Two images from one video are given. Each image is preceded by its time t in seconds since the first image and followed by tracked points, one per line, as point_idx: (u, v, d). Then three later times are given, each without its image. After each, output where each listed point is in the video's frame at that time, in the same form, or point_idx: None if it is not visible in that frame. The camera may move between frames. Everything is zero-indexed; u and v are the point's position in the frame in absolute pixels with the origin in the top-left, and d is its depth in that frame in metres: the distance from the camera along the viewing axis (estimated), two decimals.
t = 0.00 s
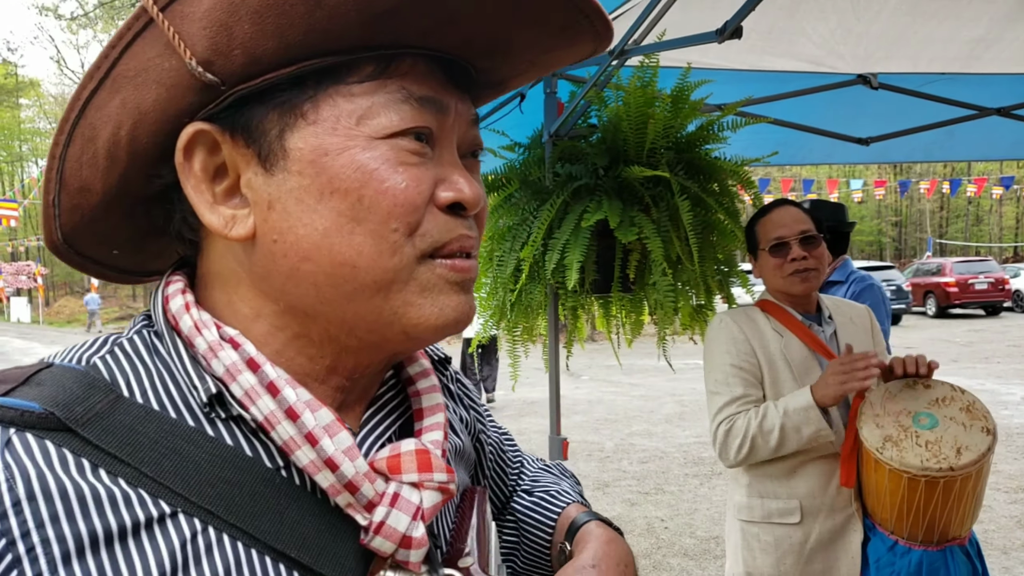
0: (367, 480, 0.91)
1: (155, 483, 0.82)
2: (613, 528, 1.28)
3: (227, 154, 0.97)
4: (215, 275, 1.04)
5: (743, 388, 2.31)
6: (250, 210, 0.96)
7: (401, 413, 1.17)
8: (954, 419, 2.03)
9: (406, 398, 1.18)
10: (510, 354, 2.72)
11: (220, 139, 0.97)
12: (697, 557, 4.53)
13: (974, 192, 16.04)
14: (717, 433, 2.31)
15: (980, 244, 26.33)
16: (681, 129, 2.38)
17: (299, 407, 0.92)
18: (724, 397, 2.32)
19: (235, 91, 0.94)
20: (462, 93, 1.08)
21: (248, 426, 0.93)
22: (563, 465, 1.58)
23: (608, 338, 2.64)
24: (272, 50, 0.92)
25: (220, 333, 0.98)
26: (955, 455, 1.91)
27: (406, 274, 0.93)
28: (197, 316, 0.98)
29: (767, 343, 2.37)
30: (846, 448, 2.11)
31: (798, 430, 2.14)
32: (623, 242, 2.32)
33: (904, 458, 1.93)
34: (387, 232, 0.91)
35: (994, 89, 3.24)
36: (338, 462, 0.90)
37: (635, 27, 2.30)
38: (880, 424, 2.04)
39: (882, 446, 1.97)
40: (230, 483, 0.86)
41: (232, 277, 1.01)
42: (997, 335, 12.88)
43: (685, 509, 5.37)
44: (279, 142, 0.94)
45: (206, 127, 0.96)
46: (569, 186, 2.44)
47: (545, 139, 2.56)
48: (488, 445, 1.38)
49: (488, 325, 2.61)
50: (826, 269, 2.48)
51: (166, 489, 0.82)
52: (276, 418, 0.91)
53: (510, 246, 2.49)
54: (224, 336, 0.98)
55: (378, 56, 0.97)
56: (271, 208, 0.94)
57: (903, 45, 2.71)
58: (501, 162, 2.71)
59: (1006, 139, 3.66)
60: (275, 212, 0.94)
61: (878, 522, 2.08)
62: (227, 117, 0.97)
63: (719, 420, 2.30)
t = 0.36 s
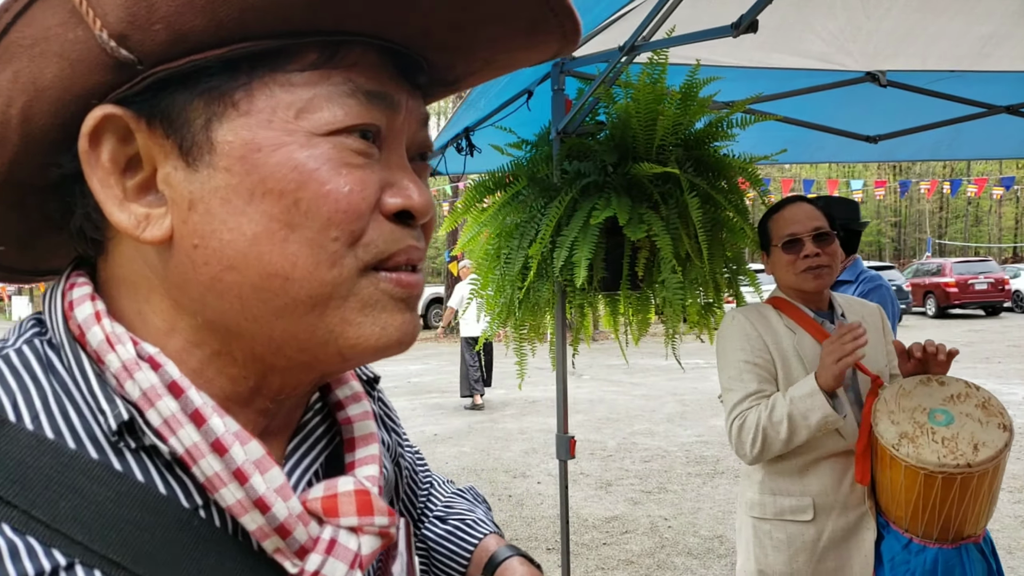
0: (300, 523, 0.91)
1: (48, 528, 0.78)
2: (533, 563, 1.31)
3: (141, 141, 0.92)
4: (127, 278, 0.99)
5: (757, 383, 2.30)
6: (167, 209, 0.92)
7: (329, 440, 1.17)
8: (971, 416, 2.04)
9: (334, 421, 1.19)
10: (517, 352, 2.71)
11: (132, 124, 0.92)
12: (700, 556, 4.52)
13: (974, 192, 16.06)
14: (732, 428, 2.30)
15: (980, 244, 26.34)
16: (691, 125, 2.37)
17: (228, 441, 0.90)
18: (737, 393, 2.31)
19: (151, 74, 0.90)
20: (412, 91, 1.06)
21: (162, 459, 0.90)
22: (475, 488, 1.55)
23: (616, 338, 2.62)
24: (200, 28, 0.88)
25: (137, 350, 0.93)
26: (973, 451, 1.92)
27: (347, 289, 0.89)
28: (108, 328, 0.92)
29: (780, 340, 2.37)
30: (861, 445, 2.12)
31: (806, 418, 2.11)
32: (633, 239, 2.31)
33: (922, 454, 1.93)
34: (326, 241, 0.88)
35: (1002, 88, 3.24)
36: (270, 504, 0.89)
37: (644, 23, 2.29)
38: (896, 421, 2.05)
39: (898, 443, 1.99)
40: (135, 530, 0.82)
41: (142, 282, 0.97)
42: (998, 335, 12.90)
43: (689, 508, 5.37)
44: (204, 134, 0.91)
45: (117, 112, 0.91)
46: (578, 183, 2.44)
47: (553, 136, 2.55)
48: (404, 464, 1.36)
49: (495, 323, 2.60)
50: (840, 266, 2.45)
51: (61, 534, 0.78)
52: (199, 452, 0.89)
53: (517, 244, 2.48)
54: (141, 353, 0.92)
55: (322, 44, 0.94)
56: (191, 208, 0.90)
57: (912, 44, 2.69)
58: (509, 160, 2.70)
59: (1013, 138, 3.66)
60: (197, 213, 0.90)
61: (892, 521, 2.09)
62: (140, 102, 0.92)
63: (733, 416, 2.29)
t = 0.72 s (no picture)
0: (249, 561, 0.84)
1: None
2: None
3: None
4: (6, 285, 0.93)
5: (776, 387, 2.24)
6: None
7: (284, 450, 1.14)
8: (995, 418, 2.00)
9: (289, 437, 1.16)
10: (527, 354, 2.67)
11: None
12: (711, 560, 4.47)
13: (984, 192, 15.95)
14: (751, 432, 2.23)
15: (989, 246, 26.21)
16: (704, 122, 2.33)
17: (159, 476, 0.82)
18: (758, 397, 2.24)
19: None
20: (285, 62, 0.90)
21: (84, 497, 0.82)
22: (436, 516, 1.48)
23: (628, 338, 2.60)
24: None
25: (47, 376, 0.83)
26: (999, 454, 1.87)
27: (125, 306, 0.78)
28: (13, 352, 0.83)
29: (799, 340, 2.31)
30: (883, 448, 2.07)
31: (831, 422, 2.09)
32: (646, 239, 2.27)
33: (947, 457, 1.88)
34: (87, 245, 0.78)
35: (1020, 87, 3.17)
36: (213, 542, 0.82)
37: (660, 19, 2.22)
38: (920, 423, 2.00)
39: (922, 445, 1.93)
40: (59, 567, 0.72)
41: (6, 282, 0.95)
42: (1009, 336, 12.79)
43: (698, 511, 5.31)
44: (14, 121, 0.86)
45: None
46: (591, 182, 2.40)
47: (564, 133, 2.47)
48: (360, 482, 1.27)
49: (505, 325, 2.56)
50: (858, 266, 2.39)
51: None
52: (127, 489, 0.80)
53: (528, 243, 2.44)
54: (53, 380, 0.83)
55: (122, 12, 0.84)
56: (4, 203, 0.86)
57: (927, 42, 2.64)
58: (518, 158, 2.67)
59: None
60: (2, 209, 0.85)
61: (914, 526, 2.04)
62: None
63: (753, 420, 2.23)
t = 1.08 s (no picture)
0: None
1: None
2: None
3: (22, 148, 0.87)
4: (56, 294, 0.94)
5: (782, 387, 2.27)
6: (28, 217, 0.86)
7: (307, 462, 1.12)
8: (1006, 416, 2.03)
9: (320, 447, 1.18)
10: (537, 356, 2.69)
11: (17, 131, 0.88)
12: (719, 559, 4.49)
13: (988, 193, 15.92)
14: (754, 432, 2.27)
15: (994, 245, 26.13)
16: (713, 127, 2.35)
17: (188, 494, 0.82)
18: (763, 397, 2.27)
19: (16, 72, 0.86)
20: (298, 65, 0.85)
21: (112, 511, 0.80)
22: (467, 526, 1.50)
23: (636, 339, 2.57)
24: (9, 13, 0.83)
25: (72, 394, 0.82)
26: (1011, 451, 1.90)
27: (129, 325, 0.74)
28: (43, 365, 0.83)
29: (807, 341, 2.33)
30: (892, 447, 2.09)
31: (839, 439, 2.10)
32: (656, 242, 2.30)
33: (961, 456, 1.91)
34: (92, 261, 0.74)
35: None
36: (243, 559, 0.81)
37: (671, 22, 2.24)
38: (931, 424, 2.03)
39: (935, 444, 1.96)
40: None
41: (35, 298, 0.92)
42: (1014, 335, 12.77)
43: (705, 511, 5.33)
44: (33, 130, 0.84)
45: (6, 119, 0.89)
46: (600, 185, 2.43)
47: (574, 138, 2.53)
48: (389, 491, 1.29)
49: (514, 327, 2.59)
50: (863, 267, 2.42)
51: None
52: (156, 506, 0.79)
53: (539, 246, 2.46)
54: (76, 399, 0.82)
55: (137, 9, 0.81)
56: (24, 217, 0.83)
57: (937, 44, 2.64)
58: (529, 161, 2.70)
59: None
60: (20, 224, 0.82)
61: (926, 525, 2.07)
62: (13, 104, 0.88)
63: (757, 420, 2.27)
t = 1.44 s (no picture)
0: (318, 541, 0.89)
1: (85, 555, 0.75)
2: None
3: (96, 180, 0.98)
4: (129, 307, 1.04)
5: (825, 391, 2.25)
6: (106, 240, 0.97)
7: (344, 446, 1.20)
8: None
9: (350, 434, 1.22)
10: (577, 357, 2.73)
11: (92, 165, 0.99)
12: (766, 563, 4.44)
13: None
14: (797, 435, 2.24)
15: None
16: (753, 129, 2.36)
17: (246, 459, 0.90)
18: (807, 399, 2.25)
19: (91, 111, 0.97)
20: (324, 66, 0.97)
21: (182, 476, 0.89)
22: (502, 530, 1.56)
23: (676, 341, 2.62)
24: (91, 66, 0.95)
25: (160, 372, 0.91)
26: None
27: (208, 279, 0.82)
28: (134, 349, 0.90)
29: (847, 346, 2.31)
30: (934, 454, 2.07)
31: (888, 446, 2.09)
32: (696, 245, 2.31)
33: (1001, 465, 1.88)
34: (176, 227, 0.83)
35: None
36: (289, 521, 0.88)
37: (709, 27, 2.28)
38: (972, 431, 2.00)
39: (975, 453, 1.93)
40: (173, 546, 0.81)
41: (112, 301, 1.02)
42: None
43: (753, 514, 5.27)
44: (110, 158, 0.94)
45: (82, 161, 1.00)
46: (639, 189, 2.46)
47: (614, 141, 2.57)
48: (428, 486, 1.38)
49: (556, 329, 2.64)
50: (905, 269, 2.40)
51: (96, 561, 0.75)
52: (219, 471, 0.88)
53: (579, 250, 2.51)
54: (163, 376, 0.91)
55: (191, 40, 0.93)
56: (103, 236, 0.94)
57: (988, 40, 2.58)
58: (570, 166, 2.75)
59: None
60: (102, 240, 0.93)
61: (969, 533, 2.03)
62: (89, 145, 0.99)
63: (802, 423, 2.24)
